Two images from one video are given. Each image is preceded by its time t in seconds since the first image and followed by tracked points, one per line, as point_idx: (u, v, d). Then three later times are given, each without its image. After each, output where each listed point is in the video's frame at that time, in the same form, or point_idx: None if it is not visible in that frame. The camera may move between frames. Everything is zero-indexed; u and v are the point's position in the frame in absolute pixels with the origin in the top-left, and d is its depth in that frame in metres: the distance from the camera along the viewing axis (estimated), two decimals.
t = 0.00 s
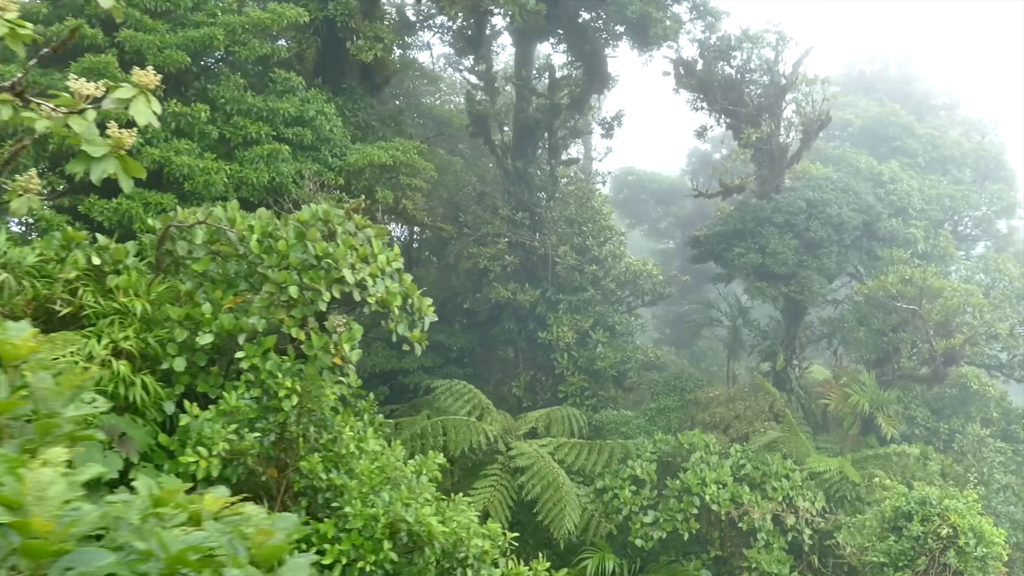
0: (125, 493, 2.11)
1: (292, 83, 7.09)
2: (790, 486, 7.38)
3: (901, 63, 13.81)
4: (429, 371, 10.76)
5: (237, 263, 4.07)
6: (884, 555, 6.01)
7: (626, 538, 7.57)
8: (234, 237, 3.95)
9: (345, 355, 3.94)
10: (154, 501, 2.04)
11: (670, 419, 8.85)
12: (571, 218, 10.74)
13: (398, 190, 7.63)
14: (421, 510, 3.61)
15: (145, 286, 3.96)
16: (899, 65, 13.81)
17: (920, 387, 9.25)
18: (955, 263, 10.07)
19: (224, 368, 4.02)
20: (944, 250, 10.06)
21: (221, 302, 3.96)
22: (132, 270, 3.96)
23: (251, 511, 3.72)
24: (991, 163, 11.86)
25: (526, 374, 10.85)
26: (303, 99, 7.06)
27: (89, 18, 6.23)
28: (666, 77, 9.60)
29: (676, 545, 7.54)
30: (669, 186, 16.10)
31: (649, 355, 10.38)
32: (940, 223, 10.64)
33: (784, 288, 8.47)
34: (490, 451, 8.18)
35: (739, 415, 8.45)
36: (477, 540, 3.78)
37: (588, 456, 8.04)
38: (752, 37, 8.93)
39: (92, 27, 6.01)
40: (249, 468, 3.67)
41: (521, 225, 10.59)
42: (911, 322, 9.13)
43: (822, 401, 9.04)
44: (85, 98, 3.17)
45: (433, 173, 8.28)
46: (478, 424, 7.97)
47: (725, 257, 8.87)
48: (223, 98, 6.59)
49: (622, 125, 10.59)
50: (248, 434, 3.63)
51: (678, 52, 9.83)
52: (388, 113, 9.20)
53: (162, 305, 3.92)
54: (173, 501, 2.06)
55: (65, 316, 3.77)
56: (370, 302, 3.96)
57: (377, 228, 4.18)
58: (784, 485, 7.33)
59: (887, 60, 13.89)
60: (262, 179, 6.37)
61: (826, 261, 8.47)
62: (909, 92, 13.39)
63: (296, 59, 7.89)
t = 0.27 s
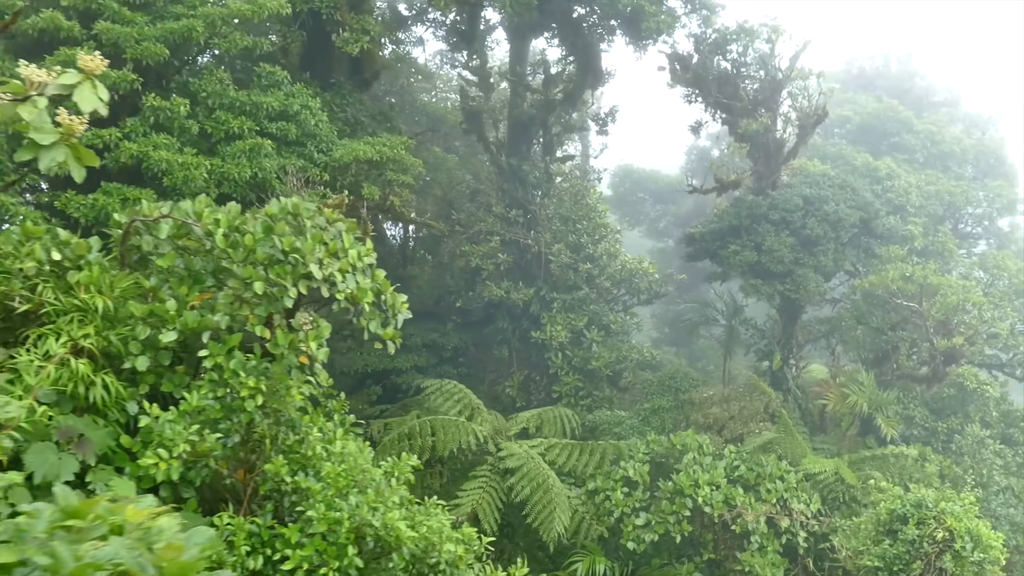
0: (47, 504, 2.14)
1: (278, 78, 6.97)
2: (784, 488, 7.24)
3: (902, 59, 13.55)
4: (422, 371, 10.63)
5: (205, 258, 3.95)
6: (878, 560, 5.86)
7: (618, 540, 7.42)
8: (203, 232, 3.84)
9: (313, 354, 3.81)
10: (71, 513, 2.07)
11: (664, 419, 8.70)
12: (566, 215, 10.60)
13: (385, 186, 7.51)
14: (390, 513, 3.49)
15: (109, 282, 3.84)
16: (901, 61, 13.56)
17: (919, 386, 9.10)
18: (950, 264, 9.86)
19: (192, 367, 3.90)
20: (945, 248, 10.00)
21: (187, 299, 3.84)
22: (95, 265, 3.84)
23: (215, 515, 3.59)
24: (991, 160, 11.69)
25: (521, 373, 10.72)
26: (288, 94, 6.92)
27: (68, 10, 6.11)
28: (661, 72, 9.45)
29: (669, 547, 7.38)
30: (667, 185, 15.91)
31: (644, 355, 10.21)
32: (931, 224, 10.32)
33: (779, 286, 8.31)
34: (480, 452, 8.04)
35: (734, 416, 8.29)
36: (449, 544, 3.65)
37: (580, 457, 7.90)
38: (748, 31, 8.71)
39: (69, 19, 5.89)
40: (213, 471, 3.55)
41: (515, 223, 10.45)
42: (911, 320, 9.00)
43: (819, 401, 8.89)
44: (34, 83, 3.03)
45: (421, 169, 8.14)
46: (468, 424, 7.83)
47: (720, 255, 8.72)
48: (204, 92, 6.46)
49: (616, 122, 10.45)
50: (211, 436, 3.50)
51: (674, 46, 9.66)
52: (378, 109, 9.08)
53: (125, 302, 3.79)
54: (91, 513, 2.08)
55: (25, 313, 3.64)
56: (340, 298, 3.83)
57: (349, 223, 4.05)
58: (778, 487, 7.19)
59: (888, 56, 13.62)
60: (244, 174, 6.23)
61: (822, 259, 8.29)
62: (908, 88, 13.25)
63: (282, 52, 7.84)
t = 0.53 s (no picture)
0: None
1: (262, 70, 6.85)
2: (777, 490, 7.12)
3: (902, 55, 13.39)
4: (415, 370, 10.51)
5: (171, 252, 3.82)
6: (872, 563, 5.72)
7: (609, 542, 7.28)
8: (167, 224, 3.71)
9: (279, 351, 3.68)
10: None
11: (657, 419, 8.55)
12: (560, 212, 10.46)
13: (372, 181, 7.39)
14: (356, 516, 3.35)
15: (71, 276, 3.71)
16: (901, 57, 13.40)
17: (916, 386, 8.97)
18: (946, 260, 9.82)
19: (157, 364, 3.77)
20: (943, 245, 10.02)
21: (151, 293, 3.71)
22: (56, 259, 3.71)
23: (177, 518, 3.46)
24: (990, 157, 11.55)
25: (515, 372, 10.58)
26: (272, 86, 6.80)
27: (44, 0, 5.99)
28: (656, 66, 9.30)
29: (660, 549, 7.25)
30: (665, 182, 15.71)
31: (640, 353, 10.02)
32: (926, 220, 10.28)
33: (774, 283, 8.17)
34: (469, 451, 7.91)
35: (727, 416, 8.16)
36: (419, 549, 3.52)
37: (571, 457, 7.76)
38: (744, 25, 8.60)
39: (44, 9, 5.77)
40: (174, 472, 3.43)
41: (509, 220, 10.32)
42: (909, 318, 8.88)
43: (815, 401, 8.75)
44: None
45: (409, 164, 8.02)
46: (457, 424, 7.69)
47: (714, 252, 8.58)
48: (184, 84, 6.33)
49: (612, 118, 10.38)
50: (171, 436, 3.37)
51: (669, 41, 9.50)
52: (368, 104, 8.96)
53: (87, 296, 3.66)
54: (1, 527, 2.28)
55: None
56: (306, 294, 3.70)
57: (320, 216, 3.93)
58: (772, 488, 7.08)
59: (888, 52, 13.44)
60: (225, 168, 6.10)
61: (818, 256, 8.15)
62: (908, 85, 13.10)
63: (267, 45, 7.71)
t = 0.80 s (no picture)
0: None
1: (247, 63, 6.74)
2: (771, 490, 7.01)
3: (900, 51, 13.28)
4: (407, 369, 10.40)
5: (138, 245, 3.68)
6: (865, 567, 5.59)
7: (598, 544, 7.16)
8: (132, 217, 3.59)
9: (246, 348, 3.56)
10: None
11: (650, 418, 8.41)
12: (554, 209, 10.34)
13: (359, 176, 7.27)
14: (322, 520, 3.24)
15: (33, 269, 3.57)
16: (899, 54, 13.30)
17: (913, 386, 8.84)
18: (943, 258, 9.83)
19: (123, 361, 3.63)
20: (942, 243, 9.98)
21: (116, 288, 3.56)
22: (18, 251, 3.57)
23: (140, 520, 3.34)
24: (988, 154, 11.41)
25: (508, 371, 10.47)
26: (256, 79, 6.68)
27: None
28: (650, 60, 9.18)
29: (652, 550, 7.12)
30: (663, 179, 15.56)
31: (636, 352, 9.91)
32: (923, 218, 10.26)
33: (769, 281, 8.03)
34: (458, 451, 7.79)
35: (722, 416, 8.03)
36: (390, 553, 3.40)
37: (561, 457, 7.64)
38: (741, 18, 8.47)
39: None
40: (137, 473, 3.30)
41: (502, 216, 10.20)
42: (905, 317, 8.78)
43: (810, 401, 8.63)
44: None
45: (398, 159, 7.90)
46: (445, 423, 7.58)
47: (708, 249, 8.45)
48: (165, 76, 6.23)
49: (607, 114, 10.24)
50: (133, 435, 3.24)
51: (665, 35, 9.39)
52: (357, 98, 8.84)
53: (50, 291, 3.51)
54: None
55: None
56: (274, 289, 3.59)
57: (291, 209, 3.82)
58: (765, 489, 6.96)
59: (887, 48, 13.35)
60: (206, 162, 5.97)
61: (813, 252, 8.02)
62: (907, 82, 12.96)
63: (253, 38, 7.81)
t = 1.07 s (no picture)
0: None
1: (227, 55, 6.63)
2: (763, 491, 6.89)
3: (898, 47, 13.17)
4: (398, 368, 10.28)
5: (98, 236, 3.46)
6: (856, 570, 5.45)
7: (587, 546, 7.04)
8: (89, 207, 3.43)
9: (205, 344, 3.43)
10: None
11: (642, 418, 8.28)
12: (546, 206, 10.21)
13: (343, 171, 7.15)
14: (280, 524, 3.11)
15: None
16: (897, 49, 13.18)
17: (909, 385, 8.70)
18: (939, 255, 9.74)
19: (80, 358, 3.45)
20: (938, 240, 9.89)
21: (73, 280, 3.38)
22: None
23: (95, 522, 3.21)
24: (985, 150, 11.29)
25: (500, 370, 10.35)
26: (237, 71, 6.56)
27: None
28: (643, 54, 9.05)
29: (643, 552, 6.98)
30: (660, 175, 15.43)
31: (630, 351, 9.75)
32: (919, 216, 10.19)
33: (762, 277, 7.89)
34: (445, 451, 7.67)
35: (714, 415, 7.90)
36: (354, 557, 3.29)
37: (550, 457, 7.51)
38: (734, 11, 8.34)
39: None
40: (90, 474, 3.16)
41: (494, 213, 10.07)
42: (899, 315, 8.65)
43: (803, 400, 8.50)
44: None
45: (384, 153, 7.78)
46: (431, 423, 7.45)
47: (700, 246, 8.32)
48: (142, 68, 6.11)
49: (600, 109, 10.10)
50: (86, 435, 3.09)
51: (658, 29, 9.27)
52: (345, 93, 8.72)
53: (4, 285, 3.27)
54: None
55: None
56: (235, 283, 3.46)
57: (256, 200, 3.70)
58: (756, 490, 6.84)
59: (885, 44, 13.23)
60: (184, 155, 5.85)
61: (807, 249, 7.88)
62: (904, 77, 12.82)
63: (238, 30, 7.58)
